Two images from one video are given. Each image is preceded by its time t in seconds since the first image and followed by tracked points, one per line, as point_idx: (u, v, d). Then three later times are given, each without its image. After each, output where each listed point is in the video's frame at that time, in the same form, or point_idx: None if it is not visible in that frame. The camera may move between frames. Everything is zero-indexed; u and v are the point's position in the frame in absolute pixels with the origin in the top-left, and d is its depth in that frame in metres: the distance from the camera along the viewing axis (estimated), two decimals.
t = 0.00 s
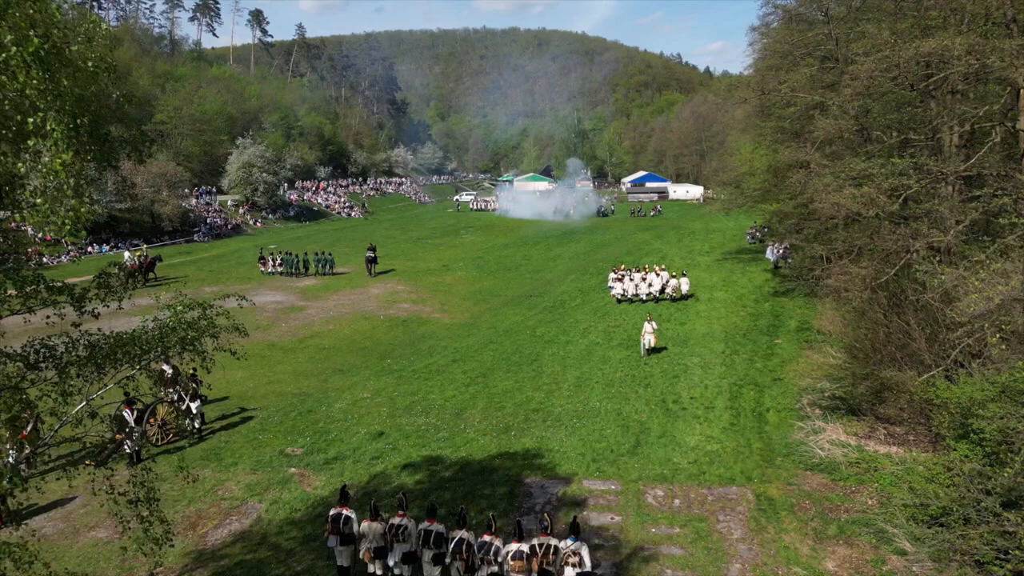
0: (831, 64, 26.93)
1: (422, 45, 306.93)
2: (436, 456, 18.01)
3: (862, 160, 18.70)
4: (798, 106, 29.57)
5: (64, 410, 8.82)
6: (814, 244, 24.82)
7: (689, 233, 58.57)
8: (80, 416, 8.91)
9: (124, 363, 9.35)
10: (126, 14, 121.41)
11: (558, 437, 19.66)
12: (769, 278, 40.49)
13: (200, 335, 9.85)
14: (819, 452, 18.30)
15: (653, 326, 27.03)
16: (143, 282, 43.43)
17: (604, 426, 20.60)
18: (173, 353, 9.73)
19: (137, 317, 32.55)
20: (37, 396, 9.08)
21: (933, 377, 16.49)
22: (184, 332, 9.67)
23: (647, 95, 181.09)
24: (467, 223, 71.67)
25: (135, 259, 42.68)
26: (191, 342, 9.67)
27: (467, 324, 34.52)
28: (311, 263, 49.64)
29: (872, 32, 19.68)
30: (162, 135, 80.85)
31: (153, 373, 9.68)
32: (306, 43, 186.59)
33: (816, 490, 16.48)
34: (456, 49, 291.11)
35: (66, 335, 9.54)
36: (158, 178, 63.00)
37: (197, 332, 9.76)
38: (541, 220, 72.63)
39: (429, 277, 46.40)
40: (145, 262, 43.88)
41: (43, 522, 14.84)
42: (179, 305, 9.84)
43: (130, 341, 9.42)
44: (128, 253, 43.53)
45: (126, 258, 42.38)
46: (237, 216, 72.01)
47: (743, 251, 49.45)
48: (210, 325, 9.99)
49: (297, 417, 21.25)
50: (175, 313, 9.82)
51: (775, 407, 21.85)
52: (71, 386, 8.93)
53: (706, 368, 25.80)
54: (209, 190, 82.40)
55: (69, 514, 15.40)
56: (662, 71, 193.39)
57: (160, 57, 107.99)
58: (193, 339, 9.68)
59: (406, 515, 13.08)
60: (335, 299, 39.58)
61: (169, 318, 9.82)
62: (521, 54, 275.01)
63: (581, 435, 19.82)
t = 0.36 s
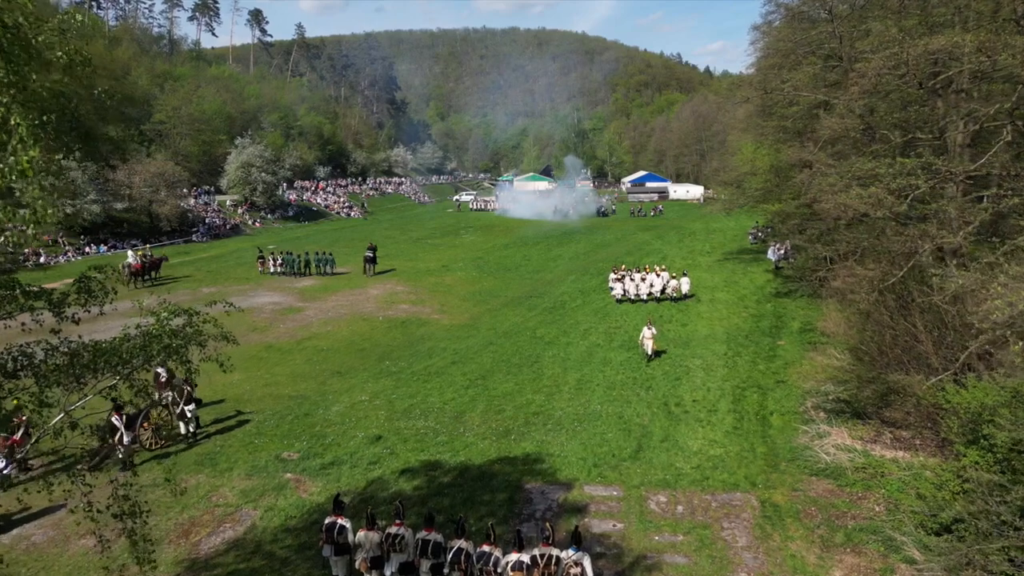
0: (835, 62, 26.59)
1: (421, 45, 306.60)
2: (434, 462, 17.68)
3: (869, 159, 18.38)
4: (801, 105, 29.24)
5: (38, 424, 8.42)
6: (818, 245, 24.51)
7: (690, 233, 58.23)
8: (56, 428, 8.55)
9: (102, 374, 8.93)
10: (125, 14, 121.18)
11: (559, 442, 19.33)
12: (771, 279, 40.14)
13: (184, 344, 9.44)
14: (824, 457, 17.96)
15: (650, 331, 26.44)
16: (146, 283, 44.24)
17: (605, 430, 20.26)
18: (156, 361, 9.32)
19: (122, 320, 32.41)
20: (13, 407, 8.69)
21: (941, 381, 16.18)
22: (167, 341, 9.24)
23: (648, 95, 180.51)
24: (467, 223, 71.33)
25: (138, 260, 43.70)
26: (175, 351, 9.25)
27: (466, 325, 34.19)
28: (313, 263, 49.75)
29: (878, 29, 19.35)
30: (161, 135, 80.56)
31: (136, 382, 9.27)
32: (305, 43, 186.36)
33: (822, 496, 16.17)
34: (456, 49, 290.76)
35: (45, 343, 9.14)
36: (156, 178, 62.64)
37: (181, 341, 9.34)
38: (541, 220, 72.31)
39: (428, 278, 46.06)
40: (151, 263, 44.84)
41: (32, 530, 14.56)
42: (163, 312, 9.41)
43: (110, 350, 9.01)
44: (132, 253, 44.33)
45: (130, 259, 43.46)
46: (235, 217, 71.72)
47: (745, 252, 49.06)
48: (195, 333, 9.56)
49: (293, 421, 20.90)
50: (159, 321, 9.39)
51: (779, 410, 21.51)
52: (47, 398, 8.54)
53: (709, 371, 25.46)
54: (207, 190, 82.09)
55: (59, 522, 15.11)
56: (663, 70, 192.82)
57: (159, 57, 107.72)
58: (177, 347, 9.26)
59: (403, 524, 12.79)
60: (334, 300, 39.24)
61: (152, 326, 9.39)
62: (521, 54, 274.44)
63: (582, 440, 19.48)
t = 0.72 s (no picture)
0: (839, 60, 26.26)
1: (421, 45, 306.35)
2: (433, 467, 17.35)
3: (876, 159, 18.04)
4: (803, 104, 28.94)
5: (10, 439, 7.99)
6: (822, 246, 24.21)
7: (691, 234, 57.94)
8: (29, 442, 8.11)
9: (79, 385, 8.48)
10: (125, 14, 121.01)
11: (559, 446, 19.00)
12: (773, 279, 39.84)
13: (167, 354, 9.00)
14: (830, 462, 17.62)
15: (650, 335, 25.60)
16: (150, 283, 44.20)
17: (607, 434, 19.92)
18: (138, 372, 8.87)
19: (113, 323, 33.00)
20: None
21: (949, 385, 15.86)
22: (150, 351, 8.79)
23: (648, 95, 180.05)
24: (466, 223, 71.04)
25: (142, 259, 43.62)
26: (156, 362, 8.80)
27: (465, 327, 33.90)
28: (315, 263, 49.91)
29: (885, 27, 19.01)
30: (160, 135, 80.30)
31: (115, 394, 8.83)
32: (305, 42, 186.18)
33: (828, 503, 15.85)
34: (456, 49, 290.53)
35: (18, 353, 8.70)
36: (154, 178, 62.34)
37: (164, 350, 8.90)
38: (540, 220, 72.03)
39: (427, 278, 45.73)
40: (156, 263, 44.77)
41: (21, 538, 14.26)
42: (147, 320, 8.98)
43: (88, 359, 8.57)
44: (137, 252, 44.29)
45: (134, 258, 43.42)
46: (233, 217, 71.43)
47: (747, 253, 48.67)
48: (180, 342, 9.14)
49: (290, 425, 20.59)
50: (141, 329, 8.95)
51: (783, 414, 21.17)
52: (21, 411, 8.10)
53: (710, 373, 25.12)
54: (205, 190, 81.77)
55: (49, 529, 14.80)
56: (663, 70, 192.34)
57: (159, 57, 107.48)
58: (160, 357, 8.82)
59: (401, 533, 12.48)
60: (332, 301, 38.92)
61: (134, 334, 8.95)
62: (521, 54, 274.18)
63: (583, 444, 19.15)
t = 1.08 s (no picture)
0: (841, 59, 25.98)
1: (421, 44, 305.96)
2: (431, 472, 17.04)
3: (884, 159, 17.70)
4: (805, 104, 28.69)
5: None
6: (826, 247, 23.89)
7: (691, 234, 57.63)
8: (5, 454, 7.92)
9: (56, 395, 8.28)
10: (124, 14, 120.64)
11: (560, 451, 18.68)
12: (775, 280, 39.50)
13: (148, 363, 8.89)
14: (835, 467, 17.31)
15: (649, 340, 24.96)
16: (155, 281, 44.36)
17: (608, 438, 19.60)
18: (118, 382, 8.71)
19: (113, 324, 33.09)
20: None
21: (957, 389, 15.56)
22: (131, 360, 8.67)
23: (648, 95, 179.51)
24: (466, 223, 70.72)
25: (146, 259, 43.75)
26: (137, 372, 8.69)
27: (465, 328, 33.61)
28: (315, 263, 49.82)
29: (892, 23, 18.69)
30: (159, 134, 80.08)
31: (97, 405, 8.72)
32: (305, 42, 185.86)
33: (834, 510, 15.53)
34: (456, 49, 290.20)
35: None
36: (153, 178, 62.06)
37: (145, 359, 8.79)
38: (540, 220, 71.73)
39: (426, 279, 45.45)
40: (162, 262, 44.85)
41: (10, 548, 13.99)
42: (128, 328, 8.88)
43: (67, 369, 8.38)
44: (142, 252, 44.48)
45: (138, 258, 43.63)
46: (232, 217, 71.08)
47: (749, 253, 48.31)
48: (162, 351, 9.04)
49: (286, 429, 20.26)
50: (121, 338, 8.82)
51: (786, 417, 20.84)
52: None
53: (713, 375, 24.80)
54: (204, 190, 81.46)
55: (41, 537, 14.54)
56: (664, 70, 191.82)
57: (158, 56, 107.14)
58: (141, 366, 8.72)
59: (397, 543, 12.19)
60: (331, 302, 38.63)
61: (114, 343, 8.82)
62: (521, 54, 273.73)
63: (584, 449, 18.83)
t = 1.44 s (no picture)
0: (844, 57, 25.68)
1: (421, 44, 305.53)
2: (429, 478, 16.71)
3: (892, 158, 17.35)
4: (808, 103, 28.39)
5: None
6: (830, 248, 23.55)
7: (692, 234, 57.33)
8: None
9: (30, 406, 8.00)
10: (124, 13, 120.23)
11: (561, 455, 18.36)
12: (776, 281, 39.17)
13: (127, 372, 8.65)
14: (842, 473, 16.97)
15: (646, 345, 24.70)
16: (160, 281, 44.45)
17: (610, 443, 19.27)
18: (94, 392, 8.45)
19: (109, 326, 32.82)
20: None
21: (966, 394, 15.25)
22: (108, 369, 8.42)
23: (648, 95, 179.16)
24: (466, 223, 70.41)
25: (150, 259, 43.80)
26: (115, 382, 8.47)
27: (464, 329, 33.31)
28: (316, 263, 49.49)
29: (899, 20, 18.35)
30: (158, 134, 79.78)
31: (75, 416, 8.49)
32: (305, 41, 185.32)
33: (841, 517, 15.21)
34: (456, 49, 289.80)
35: None
36: (151, 178, 61.72)
37: (124, 368, 8.56)
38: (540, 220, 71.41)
39: (425, 279, 45.18)
40: (168, 262, 44.84)
41: None
42: (105, 336, 8.65)
43: (40, 379, 8.12)
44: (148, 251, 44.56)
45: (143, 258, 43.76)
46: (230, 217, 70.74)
47: (750, 253, 47.99)
48: (142, 360, 8.83)
49: (283, 432, 19.92)
50: (99, 347, 8.59)
51: (791, 421, 20.48)
52: None
53: (715, 378, 24.46)
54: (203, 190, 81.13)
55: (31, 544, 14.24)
56: (664, 70, 191.55)
57: (157, 56, 106.76)
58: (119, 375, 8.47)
59: (393, 553, 11.83)
60: (329, 303, 38.33)
61: (91, 352, 8.57)
62: (521, 54, 273.44)
63: (586, 453, 18.50)
